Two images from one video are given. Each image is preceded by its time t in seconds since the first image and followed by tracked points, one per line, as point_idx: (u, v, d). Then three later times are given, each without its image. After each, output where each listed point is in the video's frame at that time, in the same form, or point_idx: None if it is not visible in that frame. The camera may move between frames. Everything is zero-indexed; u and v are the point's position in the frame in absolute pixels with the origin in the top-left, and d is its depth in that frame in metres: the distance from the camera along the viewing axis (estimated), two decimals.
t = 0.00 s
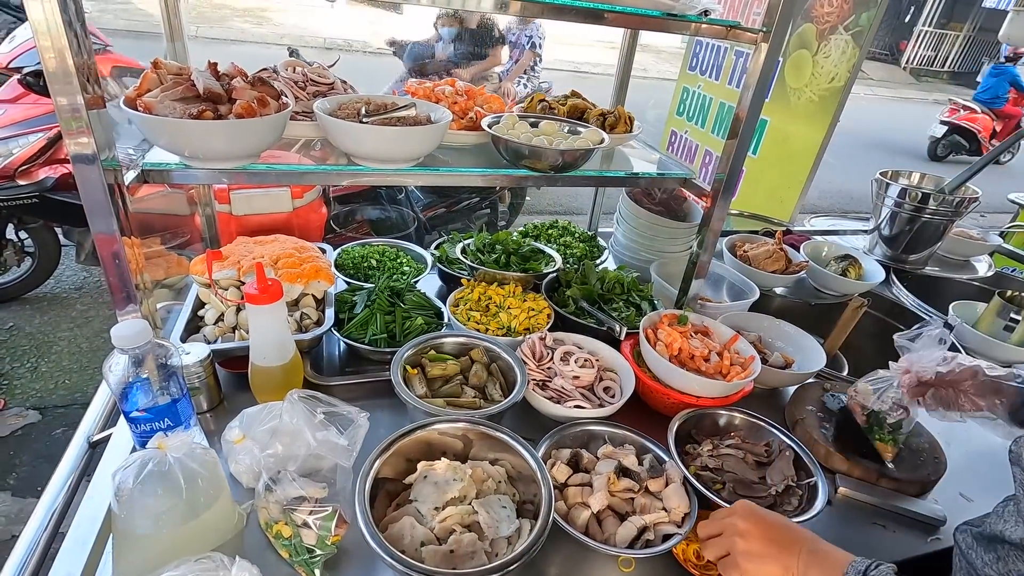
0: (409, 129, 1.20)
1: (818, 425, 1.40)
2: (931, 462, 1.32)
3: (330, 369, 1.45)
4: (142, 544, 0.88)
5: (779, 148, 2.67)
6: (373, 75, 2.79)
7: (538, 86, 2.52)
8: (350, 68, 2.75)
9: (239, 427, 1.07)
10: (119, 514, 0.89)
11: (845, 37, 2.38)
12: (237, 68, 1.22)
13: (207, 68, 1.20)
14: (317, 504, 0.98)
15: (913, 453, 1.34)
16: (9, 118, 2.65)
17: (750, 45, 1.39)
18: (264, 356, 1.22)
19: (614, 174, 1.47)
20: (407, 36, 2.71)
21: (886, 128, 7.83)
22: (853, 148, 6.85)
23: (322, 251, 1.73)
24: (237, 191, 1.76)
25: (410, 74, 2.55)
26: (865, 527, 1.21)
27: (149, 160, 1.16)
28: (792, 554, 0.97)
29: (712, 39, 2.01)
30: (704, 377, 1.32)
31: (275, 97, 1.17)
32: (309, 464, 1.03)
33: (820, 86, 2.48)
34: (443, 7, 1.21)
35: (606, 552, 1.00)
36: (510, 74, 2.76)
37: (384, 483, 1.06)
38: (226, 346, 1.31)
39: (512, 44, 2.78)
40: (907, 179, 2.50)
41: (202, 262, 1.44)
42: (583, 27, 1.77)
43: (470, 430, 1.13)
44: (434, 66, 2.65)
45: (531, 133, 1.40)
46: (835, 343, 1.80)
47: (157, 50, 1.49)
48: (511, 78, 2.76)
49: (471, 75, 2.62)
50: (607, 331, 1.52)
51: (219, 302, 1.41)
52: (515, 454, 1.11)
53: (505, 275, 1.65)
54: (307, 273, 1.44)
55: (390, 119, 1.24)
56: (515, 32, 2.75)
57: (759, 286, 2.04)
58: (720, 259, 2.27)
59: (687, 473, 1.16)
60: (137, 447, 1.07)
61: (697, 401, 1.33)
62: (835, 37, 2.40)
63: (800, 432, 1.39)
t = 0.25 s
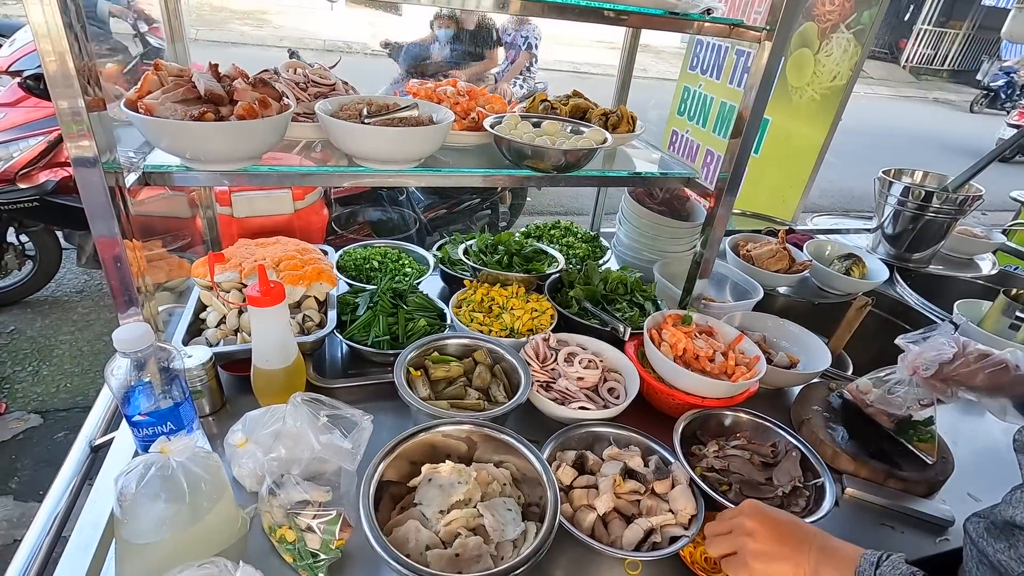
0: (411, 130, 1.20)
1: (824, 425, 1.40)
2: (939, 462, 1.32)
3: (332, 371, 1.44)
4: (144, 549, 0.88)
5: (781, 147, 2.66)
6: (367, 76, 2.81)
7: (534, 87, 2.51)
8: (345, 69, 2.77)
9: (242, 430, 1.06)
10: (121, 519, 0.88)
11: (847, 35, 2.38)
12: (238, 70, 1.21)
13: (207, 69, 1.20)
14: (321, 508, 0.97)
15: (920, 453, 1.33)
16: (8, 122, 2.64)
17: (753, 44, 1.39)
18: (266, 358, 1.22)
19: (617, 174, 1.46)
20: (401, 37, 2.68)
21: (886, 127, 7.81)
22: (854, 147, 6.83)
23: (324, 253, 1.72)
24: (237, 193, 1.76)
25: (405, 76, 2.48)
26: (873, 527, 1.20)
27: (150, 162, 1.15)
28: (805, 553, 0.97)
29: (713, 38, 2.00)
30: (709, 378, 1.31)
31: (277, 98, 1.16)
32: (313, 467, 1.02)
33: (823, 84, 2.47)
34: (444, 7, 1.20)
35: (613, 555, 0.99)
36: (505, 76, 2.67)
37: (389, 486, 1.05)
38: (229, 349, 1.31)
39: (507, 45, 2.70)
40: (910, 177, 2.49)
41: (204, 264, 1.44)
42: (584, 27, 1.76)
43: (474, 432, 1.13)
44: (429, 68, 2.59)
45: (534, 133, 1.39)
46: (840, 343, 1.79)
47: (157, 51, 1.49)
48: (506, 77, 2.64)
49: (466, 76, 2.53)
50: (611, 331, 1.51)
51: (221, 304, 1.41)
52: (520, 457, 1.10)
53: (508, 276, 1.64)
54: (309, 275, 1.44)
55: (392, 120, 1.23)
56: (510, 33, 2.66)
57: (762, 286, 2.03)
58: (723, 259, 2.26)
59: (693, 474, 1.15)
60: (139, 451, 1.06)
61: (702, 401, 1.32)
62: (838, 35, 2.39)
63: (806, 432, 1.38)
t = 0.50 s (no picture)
0: (409, 130, 1.19)
1: (828, 426, 1.38)
2: (945, 462, 1.30)
3: (332, 373, 1.43)
4: (143, 555, 0.87)
5: (783, 146, 2.65)
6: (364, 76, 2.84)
7: (531, 87, 2.48)
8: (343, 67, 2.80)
9: (240, 433, 1.05)
10: (119, 525, 0.87)
11: (849, 33, 2.36)
12: (235, 70, 1.20)
13: (204, 70, 1.19)
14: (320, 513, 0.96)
15: (926, 454, 1.32)
16: (7, 124, 2.63)
17: (755, 41, 1.37)
18: (265, 361, 1.21)
19: (617, 174, 1.45)
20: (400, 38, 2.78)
21: (887, 125, 7.79)
22: (855, 146, 6.82)
23: (323, 255, 1.71)
24: (236, 195, 1.75)
25: (403, 77, 2.46)
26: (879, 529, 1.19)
27: (147, 163, 1.14)
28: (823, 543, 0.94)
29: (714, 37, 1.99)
30: (712, 378, 1.30)
31: (274, 98, 1.15)
32: (311, 471, 1.01)
33: (824, 83, 2.45)
34: (442, 5, 1.19)
35: (616, 559, 0.98)
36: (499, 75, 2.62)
37: (388, 490, 1.04)
38: (227, 352, 1.29)
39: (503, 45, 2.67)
40: (913, 175, 2.47)
41: (202, 267, 1.43)
42: (584, 26, 1.75)
43: (475, 435, 1.11)
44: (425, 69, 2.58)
45: (534, 133, 1.38)
46: (843, 343, 1.78)
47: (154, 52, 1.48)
48: (503, 79, 2.58)
49: (463, 76, 2.51)
50: (612, 332, 1.50)
51: (219, 307, 1.40)
52: (521, 459, 1.08)
53: (508, 277, 1.62)
54: (307, 277, 1.43)
55: (391, 120, 1.22)
56: (506, 32, 2.67)
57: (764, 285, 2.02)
58: (725, 258, 2.25)
59: (696, 476, 1.14)
60: (137, 455, 1.05)
61: (705, 402, 1.31)
62: (839, 33, 2.38)
63: (810, 433, 1.37)
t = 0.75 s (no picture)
0: (412, 134, 1.19)
1: (831, 427, 1.38)
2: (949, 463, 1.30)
3: (335, 376, 1.44)
4: (148, 560, 0.87)
5: (785, 146, 2.64)
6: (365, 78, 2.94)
7: (528, 88, 2.48)
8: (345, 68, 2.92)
9: (244, 438, 1.05)
10: (124, 530, 0.87)
11: (850, 32, 2.36)
12: (238, 74, 1.20)
13: (207, 74, 1.19)
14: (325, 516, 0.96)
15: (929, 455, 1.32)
16: (9, 128, 2.64)
17: (757, 43, 1.37)
18: (268, 364, 1.21)
19: (619, 175, 1.45)
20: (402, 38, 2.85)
21: (888, 124, 7.78)
22: (856, 144, 6.81)
23: (326, 257, 1.71)
24: (239, 198, 1.75)
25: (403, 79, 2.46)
26: (883, 531, 1.19)
27: (150, 168, 1.14)
28: (901, 394, 1.14)
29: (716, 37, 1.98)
30: (715, 380, 1.30)
31: (277, 102, 1.16)
32: (315, 475, 1.01)
33: (825, 82, 2.46)
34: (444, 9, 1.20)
35: (620, 561, 0.98)
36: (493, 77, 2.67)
37: (393, 493, 1.04)
38: (231, 355, 1.30)
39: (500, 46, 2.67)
40: (915, 175, 2.47)
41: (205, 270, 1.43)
42: (585, 27, 1.75)
43: (479, 437, 1.11)
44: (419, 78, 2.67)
45: (536, 135, 1.38)
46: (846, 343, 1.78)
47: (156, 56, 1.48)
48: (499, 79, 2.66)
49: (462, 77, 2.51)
50: (615, 334, 1.50)
51: (222, 310, 1.40)
52: (525, 462, 1.09)
53: (511, 279, 1.62)
54: (310, 280, 1.43)
55: (393, 123, 1.22)
56: (502, 32, 2.64)
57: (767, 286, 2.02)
58: (727, 259, 2.25)
59: (700, 478, 1.14)
60: (142, 459, 1.05)
61: (708, 403, 1.31)
62: (840, 33, 2.37)
63: (813, 434, 1.37)
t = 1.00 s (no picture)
0: (415, 134, 1.18)
1: (837, 425, 1.38)
2: (955, 462, 1.30)
3: (339, 377, 1.43)
4: (154, 563, 0.86)
5: (787, 145, 2.63)
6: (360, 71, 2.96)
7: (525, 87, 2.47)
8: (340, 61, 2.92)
9: (248, 440, 1.04)
10: (130, 532, 0.87)
11: (853, 30, 2.35)
12: (239, 75, 1.19)
13: (209, 75, 1.18)
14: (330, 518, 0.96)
15: (936, 453, 1.31)
16: (10, 130, 2.63)
17: (761, 41, 1.37)
18: (272, 366, 1.20)
19: (623, 174, 1.45)
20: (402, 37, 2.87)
21: (889, 121, 7.76)
22: (857, 142, 6.79)
23: (328, 258, 1.71)
24: (240, 199, 1.74)
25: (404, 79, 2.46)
26: (889, 530, 1.19)
27: (153, 170, 1.14)
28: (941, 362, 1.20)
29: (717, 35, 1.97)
30: (721, 379, 1.29)
31: (279, 103, 1.15)
32: (320, 477, 1.00)
33: (827, 80, 2.45)
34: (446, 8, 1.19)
35: (627, 562, 0.97)
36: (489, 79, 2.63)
37: (398, 494, 1.04)
38: (234, 357, 1.29)
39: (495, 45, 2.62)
40: (918, 172, 2.46)
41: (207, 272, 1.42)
42: (586, 26, 1.74)
43: (484, 438, 1.11)
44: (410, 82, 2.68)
45: (539, 134, 1.37)
46: (850, 342, 1.77)
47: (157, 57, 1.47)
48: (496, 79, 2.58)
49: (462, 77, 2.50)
50: (619, 333, 1.49)
51: (225, 311, 1.39)
52: (530, 463, 1.08)
53: (514, 279, 1.62)
54: (313, 281, 1.42)
55: (396, 123, 1.22)
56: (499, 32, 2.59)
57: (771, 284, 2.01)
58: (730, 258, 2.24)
59: (706, 478, 1.13)
60: (146, 462, 1.05)
61: (713, 403, 1.30)
62: (842, 30, 2.37)
63: (819, 433, 1.36)
